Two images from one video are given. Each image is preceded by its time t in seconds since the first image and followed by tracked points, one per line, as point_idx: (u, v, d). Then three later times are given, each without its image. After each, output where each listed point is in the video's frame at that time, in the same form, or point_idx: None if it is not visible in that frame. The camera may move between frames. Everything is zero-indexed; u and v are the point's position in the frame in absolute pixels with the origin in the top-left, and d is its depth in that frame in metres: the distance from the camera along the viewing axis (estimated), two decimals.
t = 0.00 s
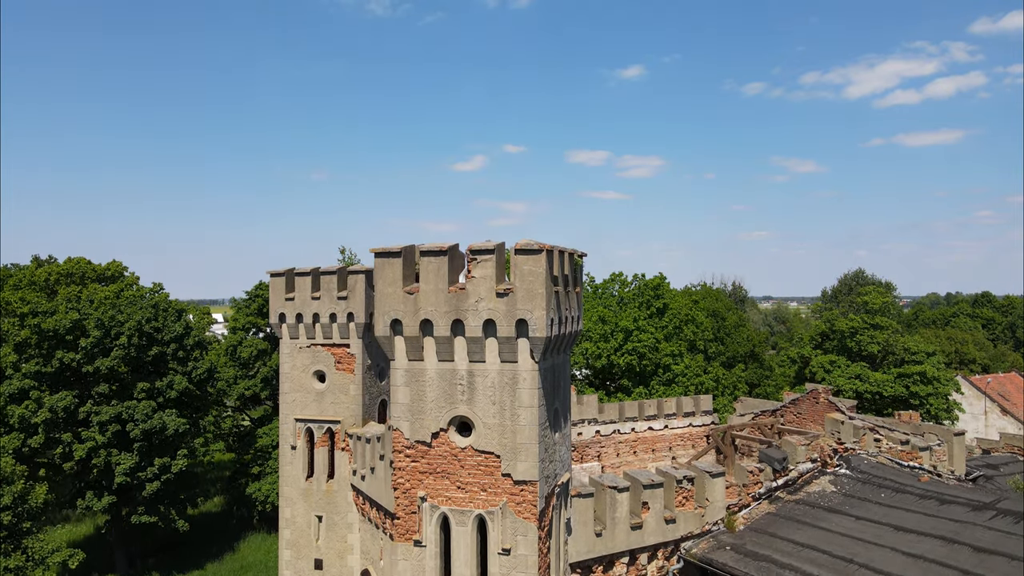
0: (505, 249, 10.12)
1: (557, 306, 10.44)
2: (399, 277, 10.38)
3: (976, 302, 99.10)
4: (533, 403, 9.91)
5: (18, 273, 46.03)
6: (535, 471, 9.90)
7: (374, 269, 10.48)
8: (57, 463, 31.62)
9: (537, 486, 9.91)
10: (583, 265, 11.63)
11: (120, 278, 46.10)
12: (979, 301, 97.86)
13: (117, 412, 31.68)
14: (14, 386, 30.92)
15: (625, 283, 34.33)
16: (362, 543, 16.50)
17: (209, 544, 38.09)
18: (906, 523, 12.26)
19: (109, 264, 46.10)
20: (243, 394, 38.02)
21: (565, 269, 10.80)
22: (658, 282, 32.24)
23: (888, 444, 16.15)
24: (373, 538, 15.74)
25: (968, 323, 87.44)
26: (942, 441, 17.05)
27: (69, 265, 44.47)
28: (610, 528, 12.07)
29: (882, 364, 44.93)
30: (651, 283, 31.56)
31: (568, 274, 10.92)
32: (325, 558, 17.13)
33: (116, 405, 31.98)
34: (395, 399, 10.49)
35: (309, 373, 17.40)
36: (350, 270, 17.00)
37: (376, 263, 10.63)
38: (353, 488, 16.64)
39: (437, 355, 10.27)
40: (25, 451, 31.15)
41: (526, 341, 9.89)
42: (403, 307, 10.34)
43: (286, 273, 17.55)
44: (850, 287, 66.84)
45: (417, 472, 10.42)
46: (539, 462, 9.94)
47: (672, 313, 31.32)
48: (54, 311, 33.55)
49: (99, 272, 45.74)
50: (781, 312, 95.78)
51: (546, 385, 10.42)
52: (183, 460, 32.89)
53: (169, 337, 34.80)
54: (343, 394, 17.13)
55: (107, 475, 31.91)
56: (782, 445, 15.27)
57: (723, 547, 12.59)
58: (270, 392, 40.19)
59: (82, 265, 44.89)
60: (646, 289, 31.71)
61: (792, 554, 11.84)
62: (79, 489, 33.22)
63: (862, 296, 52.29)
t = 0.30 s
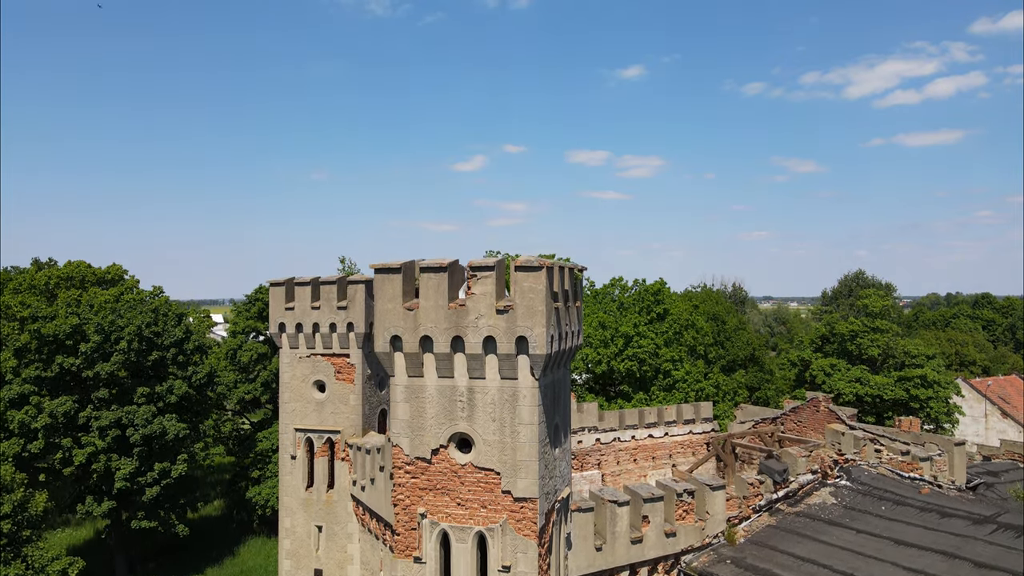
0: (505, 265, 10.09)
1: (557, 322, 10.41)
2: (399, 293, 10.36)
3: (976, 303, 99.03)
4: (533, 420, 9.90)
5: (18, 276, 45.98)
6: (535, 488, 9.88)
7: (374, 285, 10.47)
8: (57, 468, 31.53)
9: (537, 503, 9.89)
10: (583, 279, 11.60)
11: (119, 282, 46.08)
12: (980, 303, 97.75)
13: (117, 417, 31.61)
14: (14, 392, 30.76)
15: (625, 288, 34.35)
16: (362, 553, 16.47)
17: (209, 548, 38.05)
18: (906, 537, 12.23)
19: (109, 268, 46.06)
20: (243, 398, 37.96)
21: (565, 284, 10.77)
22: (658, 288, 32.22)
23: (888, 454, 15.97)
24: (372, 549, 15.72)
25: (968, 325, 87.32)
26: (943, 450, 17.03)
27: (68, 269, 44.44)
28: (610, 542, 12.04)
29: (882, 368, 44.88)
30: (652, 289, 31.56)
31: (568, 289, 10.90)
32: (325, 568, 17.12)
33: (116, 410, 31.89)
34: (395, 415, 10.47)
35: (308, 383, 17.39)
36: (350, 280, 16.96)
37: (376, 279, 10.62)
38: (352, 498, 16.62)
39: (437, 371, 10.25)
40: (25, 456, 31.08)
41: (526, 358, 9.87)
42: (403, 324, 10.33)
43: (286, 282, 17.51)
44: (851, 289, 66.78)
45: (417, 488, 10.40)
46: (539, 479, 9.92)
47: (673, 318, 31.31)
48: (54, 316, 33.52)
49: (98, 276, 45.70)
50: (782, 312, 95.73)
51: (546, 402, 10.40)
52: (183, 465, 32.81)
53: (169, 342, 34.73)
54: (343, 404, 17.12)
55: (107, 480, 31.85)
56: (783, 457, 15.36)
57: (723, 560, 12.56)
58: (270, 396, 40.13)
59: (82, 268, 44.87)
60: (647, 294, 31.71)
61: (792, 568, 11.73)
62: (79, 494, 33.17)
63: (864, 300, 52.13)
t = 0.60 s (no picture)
0: (505, 281, 10.08)
1: (558, 338, 10.38)
2: (398, 309, 10.33)
3: (977, 305, 98.88)
4: (533, 437, 9.89)
5: (18, 279, 45.94)
6: (535, 505, 9.88)
7: (374, 301, 10.45)
8: (56, 473, 31.48)
9: (537, 520, 9.89)
10: (583, 294, 11.58)
11: (120, 285, 46.01)
12: (981, 305, 97.63)
13: (117, 422, 31.54)
14: (14, 397, 30.63)
15: (625, 294, 34.41)
16: (361, 564, 16.44)
17: (209, 552, 38.01)
18: (906, 551, 12.18)
19: (109, 271, 45.96)
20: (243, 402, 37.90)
21: (564, 300, 10.76)
22: (658, 293, 32.23)
23: (889, 465, 16.10)
24: (372, 559, 15.69)
25: (968, 326, 87.22)
26: (943, 460, 17.01)
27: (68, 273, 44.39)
28: (611, 557, 12.03)
29: (882, 371, 44.82)
30: (652, 294, 31.59)
31: (568, 305, 10.88)
32: None
33: (116, 415, 31.85)
34: (394, 431, 10.45)
35: (308, 393, 17.37)
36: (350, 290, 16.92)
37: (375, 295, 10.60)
38: (353, 509, 16.62)
39: (437, 388, 10.24)
40: (25, 461, 31.05)
41: (526, 375, 9.86)
42: (402, 340, 10.30)
43: (286, 292, 17.46)
44: (851, 291, 66.69)
45: (417, 504, 10.40)
46: (539, 496, 9.92)
47: (673, 324, 31.27)
48: (54, 321, 33.48)
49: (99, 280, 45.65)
50: (782, 314, 95.64)
51: (547, 418, 10.36)
52: (183, 470, 32.71)
53: (168, 346, 34.65)
54: (343, 414, 17.12)
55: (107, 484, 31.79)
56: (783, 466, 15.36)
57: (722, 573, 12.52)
58: (270, 400, 40.10)
59: (82, 272, 44.82)
60: (647, 299, 31.73)
61: None
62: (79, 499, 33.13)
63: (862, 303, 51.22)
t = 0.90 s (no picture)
0: (505, 297, 10.06)
1: (558, 354, 10.37)
2: (398, 325, 10.31)
3: (977, 307, 98.77)
4: (533, 454, 9.88)
5: (17, 283, 45.89)
6: (535, 522, 9.87)
7: (373, 317, 10.43)
8: (56, 478, 31.44)
9: (537, 537, 9.88)
10: (583, 308, 11.55)
11: (119, 288, 45.94)
12: (981, 306, 97.57)
13: (117, 427, 31.44)
14: (13, 401, 30.81)
15: (626, 299, 34.47)
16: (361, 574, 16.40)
17: (209, 556, 37.96)
18: (907, 565, 12.14)
19: (109, 275, 45.89)
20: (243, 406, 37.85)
21: (565, 315, 10.73)
22: (658, 299, 32.17)
23: (889, 476, 16.37)
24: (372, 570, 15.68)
25: (968, 327, 87.15)
26: (943, 470, 16.95)
27: (68, 276, 44.34)
28: (611, 570, 12.04)
29: (882, 374, 44.75)
30: (651, 300, 31.60)
31: (569, 320, 10.86)
32: None
33: (116, 420, 31.75)
34: (395, 447, 10.44)
35: (308, 403, 17.35)
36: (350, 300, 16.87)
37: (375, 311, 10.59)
38: (352, 519, 16.58)
39: (437, 405, 10.23)
40: (25, 466, 31.00)
41: (526, 393, 9.85)
42: (402, 356, 10.27)
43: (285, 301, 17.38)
44: (852, 294, 66.60)
45: (417, 520, 10.39)
46: (539, 513, 9.91)
47: (673, 329, 31.16)
48: (54, 326, 33.41)
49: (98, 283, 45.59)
50: (782, 314, 95.46)
51: (547, 433, 10.35)
52: (183, 474, 32.63)
53: (169, 351, 34.58)
54: (343, 424, 17.10)
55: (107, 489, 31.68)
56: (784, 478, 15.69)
57: None
58: (270, 404, 40.07)
59: (81, 275, 44.76)
60: (646, 305, 31.76)
61: None
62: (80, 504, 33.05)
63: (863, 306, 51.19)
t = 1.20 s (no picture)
0: (505, 312, 10.04)
1: (558, 369, 10.35)
2: (398, 340, 10.30)
3: (977, 306, 98.59)
4: (533, 469, 9.88)
5: (18, 284, 45.90)
6: (535, 537, 9.87)
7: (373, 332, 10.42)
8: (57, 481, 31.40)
9: (536, 552, 9.88)
10: (583, 321, 11.52)
11: (119, 290, 45.91)
12: (981, 305, 97.45)
13: (117, 430, 31.37)
14: (13, 404, 30.88)
15: (626, 302, 34.48)
16: None
17: (209, 558, 37.97)
18: None
19: (109, 276, 45.88)
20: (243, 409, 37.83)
21: (565, 329, 10.71)
22: (658, 302, 32.17)
23: (890, 484, 16.45)
24: None
25: (968, 326, 87.06)
26: (943, 478, 16.98)
27: (68, 278, 44.33)
28: None
29: (883, 375, 44.67)
30: (651, 303, 31.59)
31: (569, 333, 10.84)
32: None
33: (116, 423, 31.67)
34: (394, 462, 10.44)
35: (308, 411, 17.35)
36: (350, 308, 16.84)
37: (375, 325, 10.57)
38: (352, 527, 16.56)
39: (436, 420, 10.22)
40: (26, 469, 31.05)
41: (526, 408, 9.84)
42: (402, 371, 10.26)
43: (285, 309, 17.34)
44: (852, 294, 66.52)
45: (417, 534, 10.40)
46: (539, 527, 9.91)
47: (673, 332, 31.14)
48: (54, 329, 33.39)
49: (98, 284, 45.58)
50: (782, 313, 95.31)
51: (547, 448, 10.33)
52: (183, 477, 32.57)
53: (169, 353, 34.51)
54: (343, 432, 17.10)
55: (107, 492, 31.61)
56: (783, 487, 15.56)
57: None
58: (270, 406, 40.08)
59: (82, 277, 44.74)
60: (646, 308, 31.75)
61: None
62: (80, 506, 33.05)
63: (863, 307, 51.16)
